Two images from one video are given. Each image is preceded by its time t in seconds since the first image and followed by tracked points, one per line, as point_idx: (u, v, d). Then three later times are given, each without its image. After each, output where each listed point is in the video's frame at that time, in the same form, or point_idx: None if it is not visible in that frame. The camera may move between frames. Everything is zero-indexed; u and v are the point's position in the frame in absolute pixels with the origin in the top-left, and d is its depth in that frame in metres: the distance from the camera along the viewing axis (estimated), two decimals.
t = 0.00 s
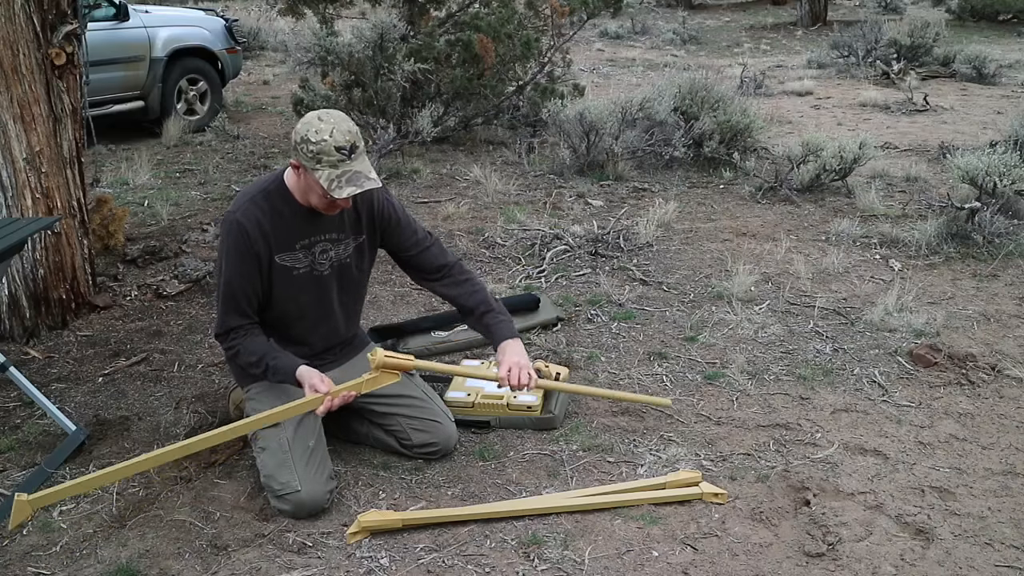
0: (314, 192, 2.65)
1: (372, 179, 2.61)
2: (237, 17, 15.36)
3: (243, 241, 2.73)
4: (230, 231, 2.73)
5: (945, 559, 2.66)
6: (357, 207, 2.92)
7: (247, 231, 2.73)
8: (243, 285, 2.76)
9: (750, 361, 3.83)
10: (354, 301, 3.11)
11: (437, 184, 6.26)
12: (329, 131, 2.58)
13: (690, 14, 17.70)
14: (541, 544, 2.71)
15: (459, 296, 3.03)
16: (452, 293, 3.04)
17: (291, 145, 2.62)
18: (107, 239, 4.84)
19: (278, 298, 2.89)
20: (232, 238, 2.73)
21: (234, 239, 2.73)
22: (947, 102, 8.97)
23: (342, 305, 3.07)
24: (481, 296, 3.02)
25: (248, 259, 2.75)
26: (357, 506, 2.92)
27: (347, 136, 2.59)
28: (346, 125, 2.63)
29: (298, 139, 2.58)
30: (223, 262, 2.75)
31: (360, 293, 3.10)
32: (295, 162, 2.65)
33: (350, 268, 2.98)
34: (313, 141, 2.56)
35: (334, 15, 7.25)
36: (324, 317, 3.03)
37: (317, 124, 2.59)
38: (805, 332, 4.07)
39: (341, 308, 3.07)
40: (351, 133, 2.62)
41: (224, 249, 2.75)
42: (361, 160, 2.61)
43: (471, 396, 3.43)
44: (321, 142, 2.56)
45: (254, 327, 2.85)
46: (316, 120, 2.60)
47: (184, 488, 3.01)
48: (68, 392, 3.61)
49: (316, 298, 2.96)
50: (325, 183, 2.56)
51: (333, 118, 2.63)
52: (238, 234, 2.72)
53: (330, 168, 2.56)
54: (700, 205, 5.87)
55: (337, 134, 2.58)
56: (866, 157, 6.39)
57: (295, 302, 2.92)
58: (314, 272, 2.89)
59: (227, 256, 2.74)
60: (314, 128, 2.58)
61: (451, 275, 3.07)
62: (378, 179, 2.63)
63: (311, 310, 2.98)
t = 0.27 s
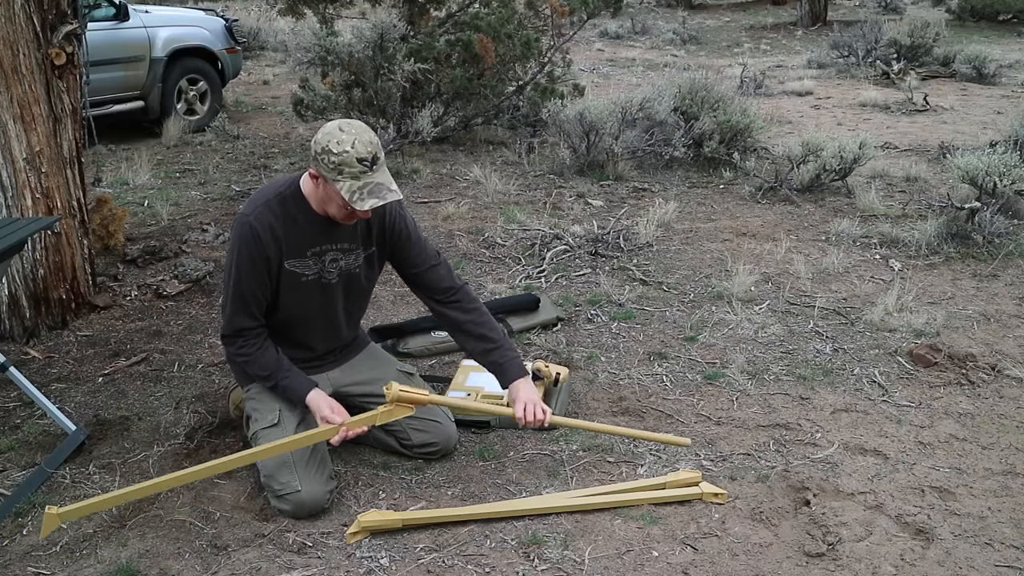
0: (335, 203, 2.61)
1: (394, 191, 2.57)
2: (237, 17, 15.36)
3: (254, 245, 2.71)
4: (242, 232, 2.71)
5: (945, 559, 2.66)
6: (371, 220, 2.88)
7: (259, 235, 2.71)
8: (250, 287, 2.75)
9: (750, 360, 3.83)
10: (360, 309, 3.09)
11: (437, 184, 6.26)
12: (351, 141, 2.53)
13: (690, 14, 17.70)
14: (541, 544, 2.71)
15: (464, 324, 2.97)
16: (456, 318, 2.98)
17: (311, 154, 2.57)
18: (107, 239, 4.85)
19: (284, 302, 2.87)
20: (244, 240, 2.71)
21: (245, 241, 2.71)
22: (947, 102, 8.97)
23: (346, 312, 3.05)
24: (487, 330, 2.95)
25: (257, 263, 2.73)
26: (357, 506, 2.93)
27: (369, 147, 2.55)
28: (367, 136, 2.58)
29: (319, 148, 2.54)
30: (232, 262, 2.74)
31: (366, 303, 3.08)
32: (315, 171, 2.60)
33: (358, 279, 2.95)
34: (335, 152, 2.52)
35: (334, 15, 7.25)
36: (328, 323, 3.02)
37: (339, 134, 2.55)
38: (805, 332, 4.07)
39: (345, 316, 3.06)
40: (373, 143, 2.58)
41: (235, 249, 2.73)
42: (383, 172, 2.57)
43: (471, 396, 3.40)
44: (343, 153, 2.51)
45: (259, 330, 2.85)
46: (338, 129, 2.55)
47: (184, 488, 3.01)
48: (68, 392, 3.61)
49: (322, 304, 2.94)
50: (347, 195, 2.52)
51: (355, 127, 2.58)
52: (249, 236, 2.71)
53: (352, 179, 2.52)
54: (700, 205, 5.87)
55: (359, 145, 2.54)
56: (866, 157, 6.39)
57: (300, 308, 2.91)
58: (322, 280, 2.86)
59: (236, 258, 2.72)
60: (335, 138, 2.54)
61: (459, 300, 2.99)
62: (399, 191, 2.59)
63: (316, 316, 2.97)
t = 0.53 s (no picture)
0: (343, 210, 2.63)
1: (402, 201, 2.57)
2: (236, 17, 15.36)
3: (259, 248, 2.71)
4: (248, 236, 2.71)
5: (945, 559, 2.66)
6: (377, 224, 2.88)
7: (265, 238, 2.72)
8: (255, 291, 2.75)
9: (750, 360, 3.83)
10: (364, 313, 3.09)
11: (438, 184, 6.26)
12: (361, 150, 2.53)
13: (690, 14, 17.69)
14: (541, 544, 2.71)
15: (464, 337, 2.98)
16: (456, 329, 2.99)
17: (319, 161, 2.58)
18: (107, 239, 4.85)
19: (288, 306, 2.87)
20: (249, 244, 2.71)
21: (251, 245, 2.71)
22: (947, 102, 8.97)
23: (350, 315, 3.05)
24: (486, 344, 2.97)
25: (263, 266, 2.73)
26: (357, 507, 2.93)
27: (379, 156, 2.55)
28: (377, 144, 2.58)
29: (328, 157, 2.54)
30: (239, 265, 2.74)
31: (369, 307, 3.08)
32: (323, 179, 2.61)
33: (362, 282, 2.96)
34: (344, 160, 2.52)
35: (334, 15, 7.25)
36: (331, 326, 3.03)
37: (349, 142, 2.55)
38: (805, 332, 4.06)
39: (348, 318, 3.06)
40: (383, 152, 2.58)
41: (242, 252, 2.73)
42: (392, 181, 2.57)
43: (471, 396, 3.40)
44: (352, 162, 2.51)
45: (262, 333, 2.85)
46: (348, 138, 2.55)
47: (184, 488, 3.01)
48: (68, 392, 3.61)
49: (326, 308, 2.94)
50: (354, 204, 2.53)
51: (366, 135, 2.58)
52: (255, 239, 2.71)
53: (360, 189, 2.53)
54: (700, 205, 5.87)
55: (369, 154, 2.54)
56: (866, 157, 6.39)
57: (305, 310, 2.91)
58: (326, 283, 2.86)
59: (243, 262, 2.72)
60: (345, 147, 2.54)
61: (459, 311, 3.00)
62: (408, 200, 2.59)
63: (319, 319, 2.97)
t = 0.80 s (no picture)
0: (342, 202, 2.62)
1: (401, 184, 2.58)
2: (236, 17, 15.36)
3: (258, 248, 2.71)
4: (246, 235, 2.71)
5: (945, 559, 2.66)
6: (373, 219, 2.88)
7: (263, 237, 2.72)
8: (254, 290, 2.75)
9: (750, 360, 3.83)
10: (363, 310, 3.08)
11: (438, 184, 6.26)
12: (355, 139, 2.54)
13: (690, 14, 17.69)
14: (541, 544, 2.71)
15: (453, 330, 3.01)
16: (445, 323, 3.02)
17: (313, 156, 2.57)
18: (107, 239, 4.85)
19: (287, 304, 2.87)
20: (248, 243, 2.71)
21: (249, 244, 2.71)
22: (947, 102, 8.97)
23: (350, 313, 3.04)
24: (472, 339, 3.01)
25: (261, 265, 2.73)
26: (357, 506, 2.93)
27: (373, 144, 2.57)
28: (369, 133, 2.60)
29: (323, 149, 2.54)
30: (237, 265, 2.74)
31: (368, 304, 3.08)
32: (319, 173, 2.60)
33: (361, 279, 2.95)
34: (340, 151, 2.52)
35: (334, 15, 7.25)
36: (331, 324, 3.02)
37: (342, 134, 2.55)
38: (805, 332, 4.06)
39: (348, 316, 3.06)
40: (376, 140, 2.59)
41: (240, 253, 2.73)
42: (388, 166, 2.59)
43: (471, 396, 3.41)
44: (348, 151, 2.52)
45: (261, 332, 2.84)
46: (340, 129, 2.56)
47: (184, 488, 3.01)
48: (68, 392, 3.61)
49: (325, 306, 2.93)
50: (355, 193, 2.53)
51: (356, 125, 2.59)
52: (253, 239, 2.71)
53: (359, 177, 2.53)
54: (700, 205, 5.87)
55: (363, 142, 2.55)
56: (866, 157, 6.39)
57: (305, 308, 2.90)
58: (325, 281, 2.86)
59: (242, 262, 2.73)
60: (339, 138, 2.54)
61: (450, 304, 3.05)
62: (406, 185, 2.61)
63: (319, 318, 2.96)
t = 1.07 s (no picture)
0: (346, 200, 2.62)
1: (407, 176, 2.60)
2: (237, 17, 15.37)
3: (257, 247, 2.71)
4: (245, 234, 2.71)
5: (945, 559, 2.66)
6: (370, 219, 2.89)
7: (262, 236, 2.72)
8: (253, 290, 2.74)
9: (750, 360, 3.83)
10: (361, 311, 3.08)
11: (438, 184, 6.26)
12: (357, 136, 2.55)
13: (690, 14, 17.69)
14: (541, 544, 2.71)
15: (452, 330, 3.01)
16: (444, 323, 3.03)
17: (315, 157, 2.56)
18: (107, 239, 4.85)
19: (285, 305, 2.86)
20: (247, 243, 2.70)
21: (248, 244, 2.70)
22: (947, 102, 8.97)
23: (347, 313, 3.04)
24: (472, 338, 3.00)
25: (260, 265, 2.73)
26: (357, 506, 2.93)
27: (374, 139, 2.58)
28: (368, 129, 2.61)
29: (326, 149, 2.53)
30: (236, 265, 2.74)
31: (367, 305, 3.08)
32: (321, 174, 2.59)
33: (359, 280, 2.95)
34: (344, 149, 2.52)
35: (334, 15, 7.25)
36: (329, 324, 3.02)
37: (343, 132, 2.56)
38: (805, 332, 4.07)
39: (345, 317, 3.06)
40: (376, 135, 2.61)
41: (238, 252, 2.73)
42: (391, 160, 2.60)
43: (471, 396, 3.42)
44: (352, 147, 2.52)
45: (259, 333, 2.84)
46: (340, 128, 2.56)
47: (184, 489, 3.01)
48: (68, 392, 3.61)
49: (324, 306, 2.93)
50: (364, 189, 2.53)
51: (355, 123, 2.60)
52: (252, 238, 2.71)
53: (366, 172, 2.53)
54: (700, 205, 5.87)
55: (365, 137, 2.56)
56: (866, 157, 6.39)
57: (302, 309, 2.90)
58: (324, 281, 2.86)
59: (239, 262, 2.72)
60: (340, 136, 2.54)
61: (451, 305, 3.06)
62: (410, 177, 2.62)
63: (317, 318, 2.96)
